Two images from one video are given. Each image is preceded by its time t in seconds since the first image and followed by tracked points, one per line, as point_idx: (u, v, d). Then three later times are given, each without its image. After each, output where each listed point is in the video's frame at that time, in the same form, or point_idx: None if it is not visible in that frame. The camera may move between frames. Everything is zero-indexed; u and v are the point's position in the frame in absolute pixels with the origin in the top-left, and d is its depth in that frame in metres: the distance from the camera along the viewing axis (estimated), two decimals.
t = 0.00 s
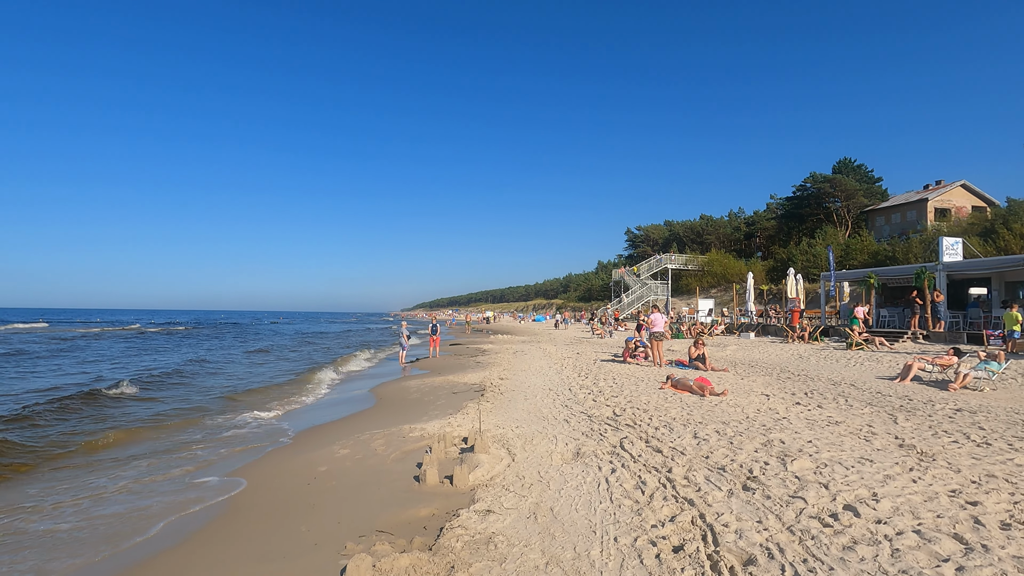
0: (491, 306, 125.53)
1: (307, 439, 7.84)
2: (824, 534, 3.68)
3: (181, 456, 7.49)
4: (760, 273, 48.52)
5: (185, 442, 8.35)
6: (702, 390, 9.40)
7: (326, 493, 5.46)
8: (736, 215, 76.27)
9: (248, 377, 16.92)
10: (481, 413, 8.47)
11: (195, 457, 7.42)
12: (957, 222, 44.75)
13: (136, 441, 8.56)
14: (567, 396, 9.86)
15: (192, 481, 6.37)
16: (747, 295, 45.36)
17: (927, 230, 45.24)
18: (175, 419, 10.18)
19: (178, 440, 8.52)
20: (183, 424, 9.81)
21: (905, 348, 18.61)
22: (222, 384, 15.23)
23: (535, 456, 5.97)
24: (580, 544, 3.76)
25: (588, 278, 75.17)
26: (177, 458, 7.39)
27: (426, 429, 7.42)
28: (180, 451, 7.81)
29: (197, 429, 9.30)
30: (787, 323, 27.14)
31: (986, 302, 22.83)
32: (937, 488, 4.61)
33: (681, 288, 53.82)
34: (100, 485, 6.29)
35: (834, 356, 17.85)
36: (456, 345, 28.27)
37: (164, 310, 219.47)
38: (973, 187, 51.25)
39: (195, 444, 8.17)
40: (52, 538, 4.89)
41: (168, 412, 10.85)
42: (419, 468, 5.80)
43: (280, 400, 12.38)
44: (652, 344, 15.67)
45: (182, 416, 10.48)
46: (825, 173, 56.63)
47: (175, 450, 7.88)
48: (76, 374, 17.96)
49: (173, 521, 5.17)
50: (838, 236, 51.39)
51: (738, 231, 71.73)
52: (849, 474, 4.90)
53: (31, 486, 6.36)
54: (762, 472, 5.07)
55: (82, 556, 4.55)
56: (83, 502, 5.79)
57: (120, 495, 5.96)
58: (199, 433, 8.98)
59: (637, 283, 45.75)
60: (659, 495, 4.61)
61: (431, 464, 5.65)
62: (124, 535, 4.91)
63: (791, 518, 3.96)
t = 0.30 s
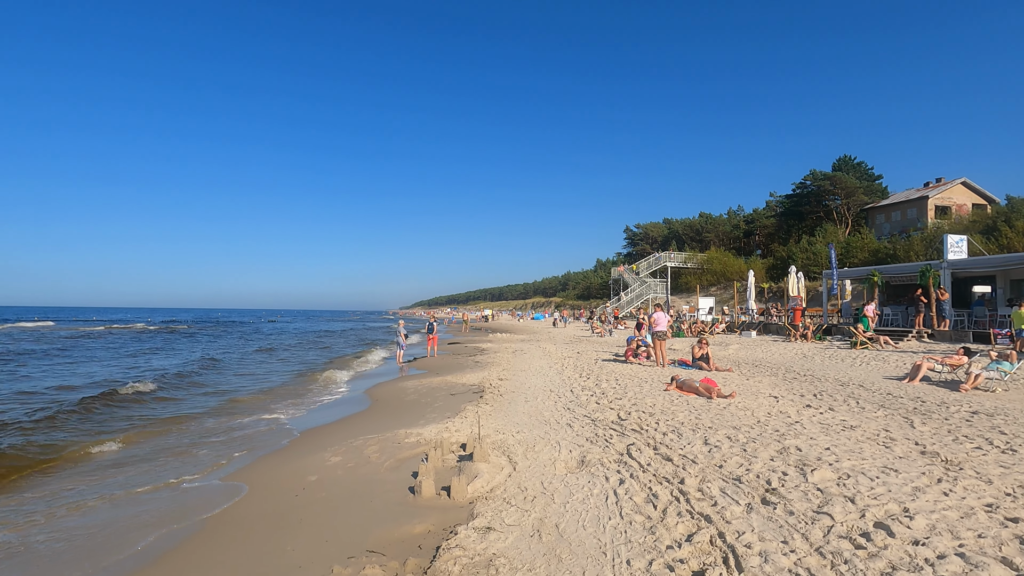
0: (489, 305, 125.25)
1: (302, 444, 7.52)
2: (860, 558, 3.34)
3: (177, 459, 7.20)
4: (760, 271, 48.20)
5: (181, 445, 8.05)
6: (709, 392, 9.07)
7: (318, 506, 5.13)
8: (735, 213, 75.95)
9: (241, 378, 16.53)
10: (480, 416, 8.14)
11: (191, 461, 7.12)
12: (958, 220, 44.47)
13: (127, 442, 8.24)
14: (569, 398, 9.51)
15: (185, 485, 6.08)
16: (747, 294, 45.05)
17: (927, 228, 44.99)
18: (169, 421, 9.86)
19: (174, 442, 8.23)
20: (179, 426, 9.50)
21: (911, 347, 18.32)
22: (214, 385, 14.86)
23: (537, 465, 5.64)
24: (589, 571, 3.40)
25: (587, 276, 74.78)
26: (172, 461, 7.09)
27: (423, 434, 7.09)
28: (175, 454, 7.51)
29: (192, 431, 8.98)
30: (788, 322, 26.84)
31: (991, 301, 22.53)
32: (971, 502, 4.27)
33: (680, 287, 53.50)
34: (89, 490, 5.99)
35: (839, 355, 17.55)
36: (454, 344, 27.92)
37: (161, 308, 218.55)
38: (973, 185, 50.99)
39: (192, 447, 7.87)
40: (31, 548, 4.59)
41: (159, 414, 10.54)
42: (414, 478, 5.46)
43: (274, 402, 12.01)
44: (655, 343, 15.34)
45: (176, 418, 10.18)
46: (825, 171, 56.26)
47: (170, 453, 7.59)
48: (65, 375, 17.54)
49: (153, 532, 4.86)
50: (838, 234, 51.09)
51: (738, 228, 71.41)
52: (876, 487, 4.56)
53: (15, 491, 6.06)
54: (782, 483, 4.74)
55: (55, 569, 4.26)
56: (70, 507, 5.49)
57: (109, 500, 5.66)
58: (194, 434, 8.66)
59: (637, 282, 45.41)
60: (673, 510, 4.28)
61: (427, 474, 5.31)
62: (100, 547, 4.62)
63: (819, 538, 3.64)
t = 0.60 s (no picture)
0: (486, 305, 124.81)
1: (289, 449, 7.16)
2: None
3: (160, 464, 6.81)
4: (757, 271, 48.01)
5: (166, 448, 7.66)
6: (713, 393, 8.76)
7: (301, 517, 4.78)
8: (732, 213, 75.80)
9: (232, 378, 16.17)
10: (475, 420, 7.79)
11: (174, 465, 6.74)
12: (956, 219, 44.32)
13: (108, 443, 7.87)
14: (568, 399, 9.19)
15: (166, 491, 5.72)
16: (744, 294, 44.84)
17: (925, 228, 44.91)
18: (156, 423, 9.50)
19: (159, 445, 7.83)
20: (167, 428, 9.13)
21: (913, 347, 18.07)
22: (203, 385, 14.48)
23: (536, 472, 5.30)
24: None
25: (584, 276, 74.47)
26: (154, 466, 6.71)
27: (415, 438, 6.74)
28: (159, 458, 7.13)
29: (180, 434, 8.59)
30: (788, 321, 26.57)
31: (993, 300, 22.30)
32: (1006, 515, 3.94)
33: (677, 286, 53.28)
34: (63, 497, 5.63)
35: (841, 355, 17.29)
36: (450, 344, 27.55)
37: (156, 308, 217.16)
38: (970, 184, 50.89)
39: (176, 451, 7.46)
40: None
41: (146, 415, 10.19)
42: (405, 487, 5.12)
43: (264, 403, 11.65)
44: (654, 343, 15.02)
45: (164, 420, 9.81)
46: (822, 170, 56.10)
47: (153, 457, 7.19)
48: (51, 375, 17.09)
49: (125, 543, 4.53)
50: (835, 234, 50.95)
51: (735, 228, 71.24)
52: (900, 498, 4.24)
53: None
54: (799, 494, 4.41)
55: None
56: (37, 517, 5.11)
57: (83, 507, 5.30)
58: (180, 438, 8.26)
59: (634, 282, 45.14)
60: (684, 524, 3.94)
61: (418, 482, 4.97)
62: (64, 560, 4.27)
63: (846, 558, 3.31)
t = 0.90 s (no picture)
0: (483, 307, 124.25)
1: (275, 459, 6.81)
2: None
3: (129, 477, 6.42)
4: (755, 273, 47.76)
5: (146, 456, 7.31)
6: (717, 400, 8.43)
7: (280, 538, 4.42)
8: (730, 215, 75.58)
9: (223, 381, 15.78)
10: (469, 428, 7.43)
11: (144, 478, 6.35)
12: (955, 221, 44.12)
13: (80, 449, 7.49)
14: (567, 406, 8.85)
15: (143, 505, 5.40)
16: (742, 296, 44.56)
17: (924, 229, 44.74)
18: (134, 429, 9.09)
19: (133, 453, 7.44)
20: (145, 435, 8.73)
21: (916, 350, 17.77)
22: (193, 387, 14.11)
23: (533, 488, 4.94)
24: None
25: (581, 278, 74.13)
26: (127, 478, 6.33)
27: (405, 450, 6.38)
28: (130, 470, 6.74)
29: (157, 441, 8.20)
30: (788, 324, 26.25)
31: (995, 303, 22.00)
32: None
33: (675, 288, 53.01)
34: (34, 510, 5.31)
35: (843, 358, 16.98)
36: (446, 347, 27.16)
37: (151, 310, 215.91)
38: (968, 186, 50.72)
39: (150, 461, 7.07)
40: None
41: (127, 418, 9.80)
42: (393, 505, 4.76)
43: (253, 408, 11.29)
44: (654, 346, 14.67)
45: (145, 426, 9.43)
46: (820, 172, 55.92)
47: (133, 466, 6.85)
48: (36, 378, 16.66)
49: (90, 566, 4.19)
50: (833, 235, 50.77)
51: (732, 230, 71.04)
52: (930, 519, 3.89)
53: None
54: (820, 514, 4.05)
55: None
56: None
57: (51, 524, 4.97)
58: (157, 446, 7.87)
59: (632, 283, 44.82)
60: (697, 550, 3.58)
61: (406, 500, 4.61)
62: None
63: None
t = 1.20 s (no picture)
0: (485, 309, 123.82)
1: (271, 467, 6.48)
2: None
3: (118, 484, 6.10)
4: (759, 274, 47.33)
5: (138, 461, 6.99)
6: (732, 405, 8.04)
7: (268, 558, 4.07)
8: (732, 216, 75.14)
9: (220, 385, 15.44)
10: (471, 435, 7.05)
11: (134, 486, 6.02)
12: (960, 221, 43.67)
13: (70, 455, 7.18)
14: (575, 410, 8.48)
15: (131, 517, 5.10)
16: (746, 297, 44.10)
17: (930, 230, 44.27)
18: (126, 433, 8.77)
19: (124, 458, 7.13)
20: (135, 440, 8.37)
21: (928, 352, 17.36)
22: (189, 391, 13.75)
23: (543, 503, 4.56)
24: None
25: (583, 280, 73.71)
26: (115, 485, 6.02)
27: (403, 459, 6.01)
28: (119, 476, 6.42)
29: (148, 447, 7.86)
30: (794, 325, 25.82)
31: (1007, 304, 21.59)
32: None
33: (678, 290, 52.60)
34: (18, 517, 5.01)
35: (853, 360, 16.60)
36: (447, 350, 26.77)
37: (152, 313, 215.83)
38: (973, 186, 50.29)
39: (134, 468, 6.71)
40: None
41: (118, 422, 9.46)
42: (391, 521, 4.39)
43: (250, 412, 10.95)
44: (661, 349, 14.28)
45: (138, 429, 9.10)
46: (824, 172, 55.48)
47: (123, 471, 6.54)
48: (29, 382, 16.32)
49: None
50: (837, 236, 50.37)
51: (735, 232, 70.66)
52: (983, 540, 3.52)
53: None
54: (861, 534, 3.67)
55: None
56: None
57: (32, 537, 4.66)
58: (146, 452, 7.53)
59: (635, 285, 44.43)
60: None
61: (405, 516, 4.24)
62: None
63: None
